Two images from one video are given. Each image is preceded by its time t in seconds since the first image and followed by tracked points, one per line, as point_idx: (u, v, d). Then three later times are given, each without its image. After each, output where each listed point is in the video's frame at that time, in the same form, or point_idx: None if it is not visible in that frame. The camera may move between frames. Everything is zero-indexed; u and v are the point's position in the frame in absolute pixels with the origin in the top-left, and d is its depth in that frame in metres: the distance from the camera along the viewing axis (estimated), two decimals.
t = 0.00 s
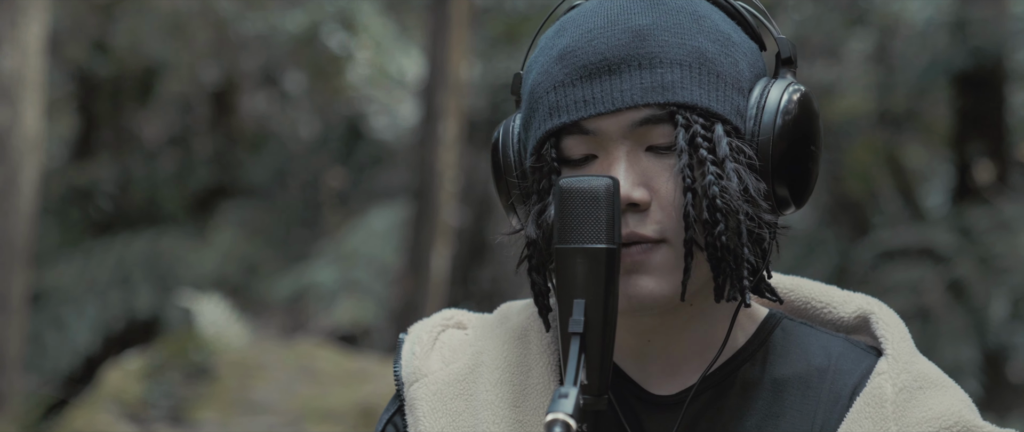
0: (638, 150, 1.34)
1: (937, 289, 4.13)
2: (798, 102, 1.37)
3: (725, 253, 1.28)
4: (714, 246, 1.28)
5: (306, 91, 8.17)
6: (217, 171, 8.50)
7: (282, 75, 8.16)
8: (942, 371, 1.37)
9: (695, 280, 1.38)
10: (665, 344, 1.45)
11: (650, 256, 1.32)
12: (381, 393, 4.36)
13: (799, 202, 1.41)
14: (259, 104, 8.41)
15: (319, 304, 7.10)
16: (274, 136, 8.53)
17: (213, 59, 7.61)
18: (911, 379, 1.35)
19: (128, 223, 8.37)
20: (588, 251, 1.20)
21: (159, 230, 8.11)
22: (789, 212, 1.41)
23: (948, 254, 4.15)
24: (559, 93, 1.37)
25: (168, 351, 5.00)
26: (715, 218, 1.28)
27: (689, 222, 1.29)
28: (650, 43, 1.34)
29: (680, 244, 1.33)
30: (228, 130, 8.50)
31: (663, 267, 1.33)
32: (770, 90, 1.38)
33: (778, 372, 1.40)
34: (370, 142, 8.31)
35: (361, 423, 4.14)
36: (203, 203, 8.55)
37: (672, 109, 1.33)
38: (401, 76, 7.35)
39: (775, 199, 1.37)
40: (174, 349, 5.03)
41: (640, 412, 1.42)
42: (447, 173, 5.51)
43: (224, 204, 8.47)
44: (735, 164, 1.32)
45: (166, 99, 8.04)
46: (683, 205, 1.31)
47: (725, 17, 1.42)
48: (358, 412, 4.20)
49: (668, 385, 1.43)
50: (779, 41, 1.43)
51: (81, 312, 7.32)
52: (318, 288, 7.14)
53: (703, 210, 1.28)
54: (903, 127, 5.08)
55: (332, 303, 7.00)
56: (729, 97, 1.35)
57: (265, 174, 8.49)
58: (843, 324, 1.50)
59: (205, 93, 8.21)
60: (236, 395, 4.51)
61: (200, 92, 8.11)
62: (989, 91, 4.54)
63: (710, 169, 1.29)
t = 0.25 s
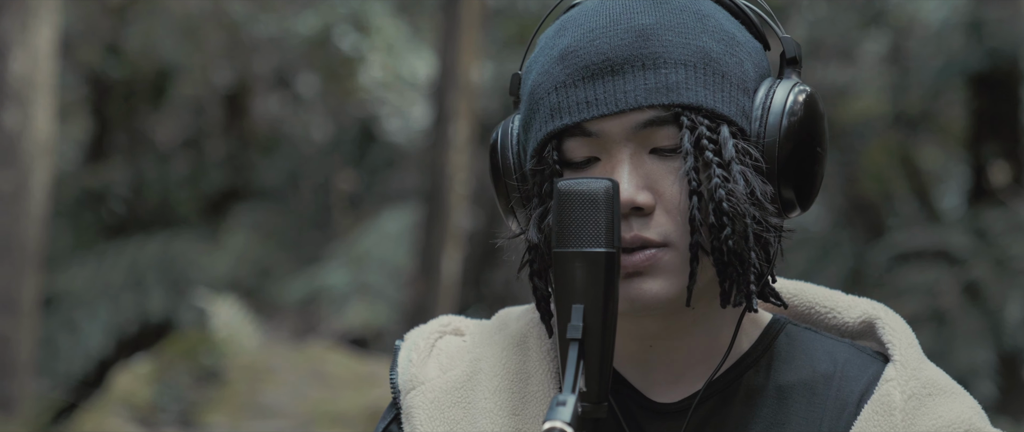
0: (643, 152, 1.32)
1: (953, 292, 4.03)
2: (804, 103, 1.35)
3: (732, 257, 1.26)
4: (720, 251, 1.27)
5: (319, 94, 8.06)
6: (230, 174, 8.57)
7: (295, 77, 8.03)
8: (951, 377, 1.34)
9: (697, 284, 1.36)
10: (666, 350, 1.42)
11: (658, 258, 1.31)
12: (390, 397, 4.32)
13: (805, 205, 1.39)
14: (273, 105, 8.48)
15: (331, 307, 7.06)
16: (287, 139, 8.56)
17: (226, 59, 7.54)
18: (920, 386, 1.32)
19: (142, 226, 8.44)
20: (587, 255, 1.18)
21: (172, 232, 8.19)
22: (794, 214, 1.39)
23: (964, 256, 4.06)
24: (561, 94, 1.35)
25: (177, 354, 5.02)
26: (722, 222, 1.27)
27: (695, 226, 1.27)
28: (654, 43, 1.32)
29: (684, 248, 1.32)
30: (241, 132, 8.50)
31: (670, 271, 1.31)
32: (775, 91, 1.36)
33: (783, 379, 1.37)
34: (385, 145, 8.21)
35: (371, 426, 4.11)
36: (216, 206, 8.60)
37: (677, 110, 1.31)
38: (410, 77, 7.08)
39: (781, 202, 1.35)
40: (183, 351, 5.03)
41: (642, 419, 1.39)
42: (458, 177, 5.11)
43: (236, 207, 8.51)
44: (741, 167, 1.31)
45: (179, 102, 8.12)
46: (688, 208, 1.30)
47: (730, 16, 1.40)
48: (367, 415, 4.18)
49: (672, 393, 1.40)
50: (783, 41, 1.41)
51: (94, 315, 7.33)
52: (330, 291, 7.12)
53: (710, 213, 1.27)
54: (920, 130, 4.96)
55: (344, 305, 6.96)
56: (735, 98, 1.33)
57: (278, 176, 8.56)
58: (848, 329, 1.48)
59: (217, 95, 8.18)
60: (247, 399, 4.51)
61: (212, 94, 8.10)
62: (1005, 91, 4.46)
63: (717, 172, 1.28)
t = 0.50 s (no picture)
0: (632, 154, 1.33)
1: (968, 294, 3.89)
2: (801, 99, 1.34)
3: (722, 259, 1.27)
4: (710, 252, 1.27)
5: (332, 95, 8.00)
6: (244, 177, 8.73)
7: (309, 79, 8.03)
8: (961, 384, 1.32)
9: (692, 287, 1.37)
10: (670, 354, 1.41)
11: (650, 262, 1.32)
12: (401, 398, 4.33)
13: (804, 205, 1.38)
14: (286, 108, 8.27)
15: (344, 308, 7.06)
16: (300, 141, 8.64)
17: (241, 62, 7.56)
18: (928, 392, 1.29)
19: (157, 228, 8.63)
20: (585, 255, 1.16)
21: (186, 233, 8.35)
22: (794, 214, 1.38)
23: (979, 256, 3.98)
24: (550, 96, 1.37)
25: (187, 355, 5.05)
26: (711, 224, 1.28)
27: (684, 228, 1.28)
28: (642, 43, 1.33)
29: (675, 251, 1.33)
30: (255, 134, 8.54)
31: (662, 274, 1.32)
32: (770, 88, 1.36)
33: (788, 383, 1.36)
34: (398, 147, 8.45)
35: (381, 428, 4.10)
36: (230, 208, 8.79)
37: (666, 111, 1.32)
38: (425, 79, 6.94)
39: (778, 203, 1.35)
40: (192, 353, 5.05)
41: (642, 423, 1.38)
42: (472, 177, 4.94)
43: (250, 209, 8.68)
44: (732, 167, 1.31)
45: (192, 104, 8.15)
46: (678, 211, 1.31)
47: (722, 14, 1.41)
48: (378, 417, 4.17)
49: (673, 398, 1.40)
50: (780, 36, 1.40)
51: (106, 317, 7.23)
52: (342, 292, 7.15)
53: (699, 216, 1.28)
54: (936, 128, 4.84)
55: (355, 306, 6.92)
56: (725, 98, 1.34)
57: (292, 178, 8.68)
58: (853, 332, 1.47)
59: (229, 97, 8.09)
60: (258, 401, 4.50)
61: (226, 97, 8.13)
62: None
63: (706, 173, 1.29)
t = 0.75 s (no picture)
0: (641, 149, 1.32)
1: (986, 294, 3.80)
2: (811, 96, 1.32)
3: (732, 257, 1.24)
4: (721, 250, 1.25)
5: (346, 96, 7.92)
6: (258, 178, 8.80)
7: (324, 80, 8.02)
8: (970, 384, 1.30)
9: (699, 286, 1.35)
10: (674, 354, 1.40)
11: (656, 259, 1.30)
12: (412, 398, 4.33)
13: (814, 204, 1.36)
14: (301, 108, 8.24)
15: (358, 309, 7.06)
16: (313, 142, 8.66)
17: (256, 62, 7.56)
18: (937, 393, 1.28)
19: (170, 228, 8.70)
20: (588, 254, 1.15)
21: (200, 232, 8.49)
22: (802, 213, 1.36)
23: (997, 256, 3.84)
24: (557, 90, 1.35)
25: (199, 357, 5.06)
26: (722, 221, 1.25)
27: (694, 225, 1.26)
28: (652, 37, 1.32)
29: (684, 249, 1.31)
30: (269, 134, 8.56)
31: (669, 271, 1.30)
32: (781, 84, 1.34)
33: (795, 384, 1.34)
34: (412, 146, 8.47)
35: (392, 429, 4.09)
36: (244, 208, 8.85)
37: (675, 106, 1.31)
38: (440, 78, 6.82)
39: (787, 200, 1.33)
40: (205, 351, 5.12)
41: (647, 424, 1.37)
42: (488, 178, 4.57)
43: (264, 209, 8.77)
44: (742, 164, 1.29)
45: (205, 105, 8.18)
46: (688, 207, 1.29)
47: (731, 8, 1.40)
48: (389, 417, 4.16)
49: (679, 399, 1.38)
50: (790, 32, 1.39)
51: (120, 317, 7.28)
52: (355, 292, 7.16)
53: (709, 213, 1.26)
54: (953, 129, 4.65)
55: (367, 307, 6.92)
56: (735, 92, 1.32)
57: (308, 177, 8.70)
58: (860, 331, 1.46)
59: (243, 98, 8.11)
60: (269, 401, 4.51)
61: (240, 97, 8.08)
62: None
63: (717, 169, 1.27)
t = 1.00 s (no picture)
0: (644, 152, 1.30)
1: (1000, 296, 3.73)
2: (819, 98, 1.31)
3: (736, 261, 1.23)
4: (725, 254, 1.24)
5: (358, 96, 7.77)
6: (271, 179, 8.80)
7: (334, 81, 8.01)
8: (981, 388, 1.28)
9: (705, 289, 1.33)
10: (680, 358, 1.39)
11: (659, 262, 1.28)
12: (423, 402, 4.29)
13: (820, 208, 1.35)
14: (313, 107, 8.26)
15: (369, 310, 7.03)
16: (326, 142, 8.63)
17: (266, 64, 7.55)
18: (946, 397, 1.26)
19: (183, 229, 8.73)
20: (590, 257, 1.13)
21: (213, 233, 8.49)
22: (809, 217, 1.35)
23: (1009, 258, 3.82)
24: (559, 91, 1.34)
25: (209, 359, 5.06)
26: (726, 224, 1.24)
27: (699, 229, 1.25)
28: (656, 37, 1.30)
29: (688, 252, 1.30)
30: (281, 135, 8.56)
31: (672, 273, 1.29)
32: (788, 85, 1.32)
33: (801, 387, 1.33)
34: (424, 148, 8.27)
35: None
36: (257, 209, 8.85)
37: (679, 107, 1.29)
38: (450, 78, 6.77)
39: (794, 203, 1.31)
40: (216, 356, 5.10)
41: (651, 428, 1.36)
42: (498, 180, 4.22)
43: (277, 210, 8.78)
44: (747, 166, 1.28)
45: (216, 106, 8.19)
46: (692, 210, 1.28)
47: (737, 8, 1.38)
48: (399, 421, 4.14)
49: (683, 403, 1.37)
50: (798, 33, 1.37)
51: (132, 318, 7.31)
52: (366, 294, 7.13)
53: (713, 217, 1.24)
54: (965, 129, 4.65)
55: (379, 308, 6.89)
56: (741, 94, 1.30)
57: (320, 177, 8.66)
58: (871, 335, 1.44)
59: (254, 98, 8.13)
60: (280, 404, 4.51)
61: (252, 97, 8.13)
62: None
63: (722, 172, 1.25)
